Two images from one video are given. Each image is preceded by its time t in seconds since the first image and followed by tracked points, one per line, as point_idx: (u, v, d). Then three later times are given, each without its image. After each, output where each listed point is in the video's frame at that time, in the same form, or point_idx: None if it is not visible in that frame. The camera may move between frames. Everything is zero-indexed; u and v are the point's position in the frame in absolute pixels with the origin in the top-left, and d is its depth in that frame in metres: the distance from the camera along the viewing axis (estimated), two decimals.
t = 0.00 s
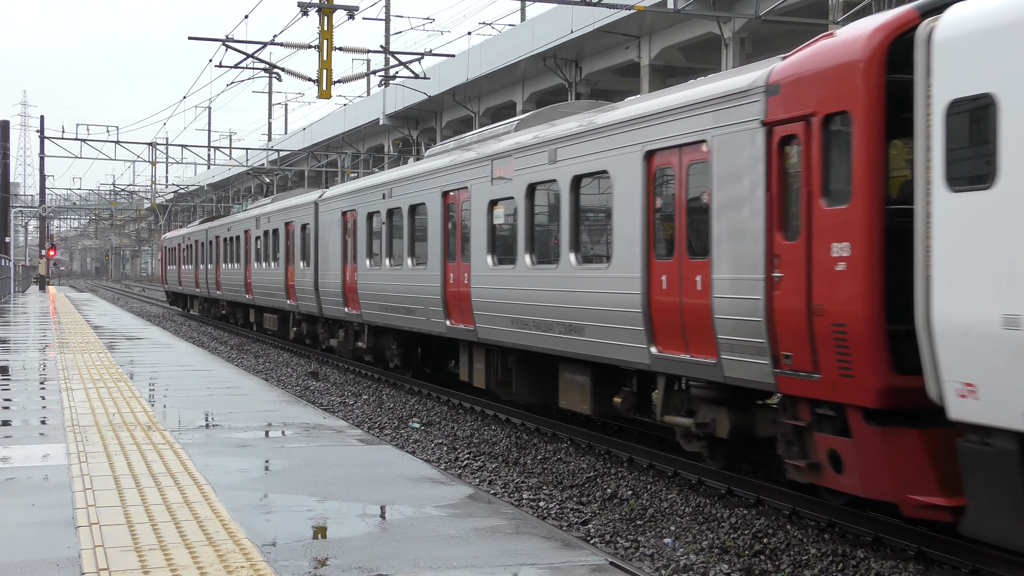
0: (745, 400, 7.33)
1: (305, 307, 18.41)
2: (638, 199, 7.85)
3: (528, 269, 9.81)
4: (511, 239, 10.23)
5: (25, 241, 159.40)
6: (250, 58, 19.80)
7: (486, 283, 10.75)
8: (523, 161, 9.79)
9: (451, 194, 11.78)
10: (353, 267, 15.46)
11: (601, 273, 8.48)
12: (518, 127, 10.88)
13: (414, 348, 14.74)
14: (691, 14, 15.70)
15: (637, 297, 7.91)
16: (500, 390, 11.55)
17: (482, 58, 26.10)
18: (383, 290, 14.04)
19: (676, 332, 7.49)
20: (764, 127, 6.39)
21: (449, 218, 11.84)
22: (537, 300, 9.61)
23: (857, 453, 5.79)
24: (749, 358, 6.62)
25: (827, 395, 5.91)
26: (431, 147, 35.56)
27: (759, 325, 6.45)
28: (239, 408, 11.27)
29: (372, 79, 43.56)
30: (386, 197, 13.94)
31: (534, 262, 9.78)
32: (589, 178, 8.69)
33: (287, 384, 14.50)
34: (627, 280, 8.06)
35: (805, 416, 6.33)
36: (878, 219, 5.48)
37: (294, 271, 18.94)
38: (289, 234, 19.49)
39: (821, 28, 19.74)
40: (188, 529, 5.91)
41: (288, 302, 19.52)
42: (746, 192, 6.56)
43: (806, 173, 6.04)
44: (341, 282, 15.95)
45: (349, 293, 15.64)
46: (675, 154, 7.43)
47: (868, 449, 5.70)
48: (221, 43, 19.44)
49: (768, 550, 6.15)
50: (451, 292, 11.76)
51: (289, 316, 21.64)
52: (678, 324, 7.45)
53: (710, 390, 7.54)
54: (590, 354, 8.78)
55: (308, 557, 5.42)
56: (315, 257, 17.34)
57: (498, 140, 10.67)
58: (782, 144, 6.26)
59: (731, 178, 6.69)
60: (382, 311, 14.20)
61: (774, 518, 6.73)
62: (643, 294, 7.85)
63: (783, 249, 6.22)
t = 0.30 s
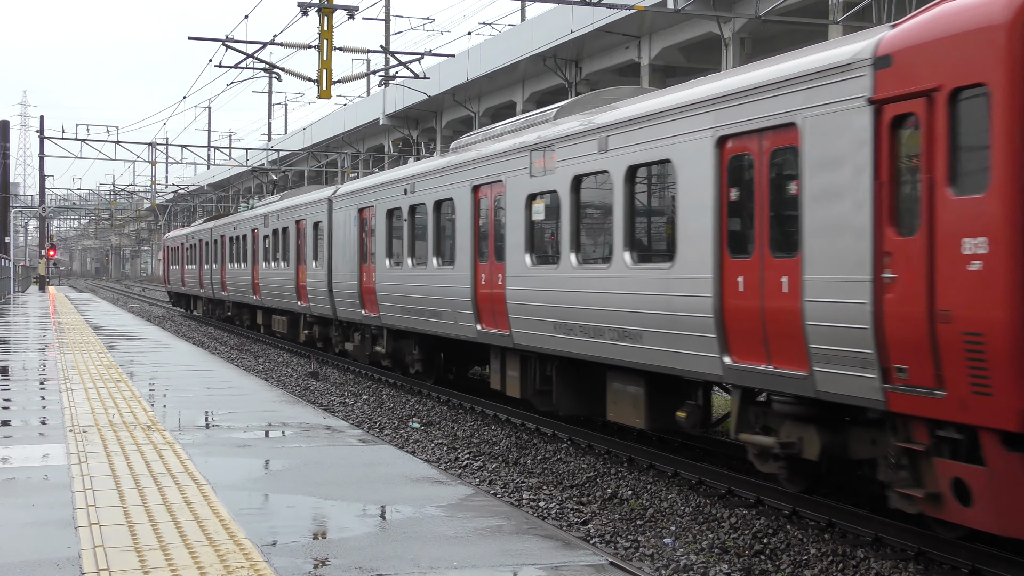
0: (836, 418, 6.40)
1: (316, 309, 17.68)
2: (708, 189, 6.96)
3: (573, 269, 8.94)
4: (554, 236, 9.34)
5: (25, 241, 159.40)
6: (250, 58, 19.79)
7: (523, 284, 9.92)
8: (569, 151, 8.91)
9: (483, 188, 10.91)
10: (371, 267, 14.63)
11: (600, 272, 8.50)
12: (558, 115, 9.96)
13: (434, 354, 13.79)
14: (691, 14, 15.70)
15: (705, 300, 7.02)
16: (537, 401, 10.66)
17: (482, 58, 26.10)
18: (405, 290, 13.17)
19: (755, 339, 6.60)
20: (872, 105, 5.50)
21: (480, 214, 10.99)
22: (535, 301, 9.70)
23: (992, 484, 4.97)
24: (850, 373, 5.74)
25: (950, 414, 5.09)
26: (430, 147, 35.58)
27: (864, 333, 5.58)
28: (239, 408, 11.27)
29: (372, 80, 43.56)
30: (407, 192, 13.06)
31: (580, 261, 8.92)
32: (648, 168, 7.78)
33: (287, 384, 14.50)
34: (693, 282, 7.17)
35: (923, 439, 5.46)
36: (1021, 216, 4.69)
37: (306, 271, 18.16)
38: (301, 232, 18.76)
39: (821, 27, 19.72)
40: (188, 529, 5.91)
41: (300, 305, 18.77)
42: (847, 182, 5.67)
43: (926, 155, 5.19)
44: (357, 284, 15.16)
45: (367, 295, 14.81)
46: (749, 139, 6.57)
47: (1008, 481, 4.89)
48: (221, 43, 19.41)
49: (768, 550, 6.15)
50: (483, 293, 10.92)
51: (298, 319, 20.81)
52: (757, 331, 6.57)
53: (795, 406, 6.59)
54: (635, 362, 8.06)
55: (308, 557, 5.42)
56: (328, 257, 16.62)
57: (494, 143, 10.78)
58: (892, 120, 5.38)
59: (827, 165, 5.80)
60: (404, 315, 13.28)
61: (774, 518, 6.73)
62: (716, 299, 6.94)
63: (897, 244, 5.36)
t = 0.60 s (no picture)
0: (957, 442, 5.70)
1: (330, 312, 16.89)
2: (799, 180, 6.20)
3: (627, 270, 8.13)
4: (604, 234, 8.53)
5: (26, 241, 159.54)
6: (250, 58, 19.79)
7: (566, 286, 9.11)
8: (625, 138, 8.08)
9: (518, 181, 10.05)
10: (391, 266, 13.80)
11: (600, 273, 8.55)
12: (605, 101, 9.15)
13: (461, 359, 13.02)
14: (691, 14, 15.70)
15: (795, 305, 6.26)
16: (582, 413, 9.97)
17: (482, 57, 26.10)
18: (431, 292, 12.36)
19: (857, 348, 5.87)
20: (1015, 75, 4.77)
21: (515, 210, 10.15)
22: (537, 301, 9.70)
23: None
24: (983, 390, 5.03)
25: None
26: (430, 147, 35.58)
27: (1007, 342, 4.84)
28: (239, 408, 11.27)
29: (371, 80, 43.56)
30: (433, 186, 12.17)
31: (635, 261, 8.12)
32: (722, 157, 6.99)
33: (287, 384, 14.50)
34: (779, 284, 6.41)
35: None
36: None
37: (318, 271, 17.35)
38: (312, 229, 17.92)
39: (821, 27, 19.73)
40: (188, 529, 5.91)
41: (312, 307, 17.94)
42: (979, 166, 4.95)
43: None
44: (375, 284, 14.34)
45: (387, 295, 13.98)
46: (850, 122, 5.84)
47: None
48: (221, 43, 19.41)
49: (767, 550, 6.15)
50: (518, 294, 10.10)
51: (309, 321, 19.92)
52: (859, 340, 5.83)
53: (904, 426, 5.86)
54: (636, 361, 8.09)
55: (308, 556, 5.42)
56: (344, 256, 15.75)
57: (494, 142, 10.70)
58: None
59: (959, 148, 5.07)
60: (425, 318, 12.59)
61: (774, 518, 6.73)
62: (806, 302, 6.18)
63: None
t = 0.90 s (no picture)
0: None
1: (345, 313, 15.99)
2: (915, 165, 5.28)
3: (693, 270, 7.20)
4: (666, 230, 7.58)
5: (26, 241, 160.00)
6: (250, 58, 19.78)
7: (619, 288, 8.16)
8: (689, 123, 7.14)
9: (561, 173, 9.12)
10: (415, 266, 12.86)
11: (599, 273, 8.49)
12: (658, 85, 8.32)
13: (487, 364, 12.13)
14: (691, 14, 15.69)
15: (796, 305, 6.17)
16: (633, 426, 8.83)
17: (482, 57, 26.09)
18: (459, 295, 11.37)
19: (988, 364, 4.98)
20: None
21: (557, 204, 9.23)
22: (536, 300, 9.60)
23: None
24: None
25: None
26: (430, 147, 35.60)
27: None
28: (240, 408, 11.28)
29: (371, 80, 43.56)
30: (461, 180, 11.24)
31: (702, 260, 7.18)
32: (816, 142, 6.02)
33: (287, 384, 14.50)
34: (887, 285, 5.47)
35: None
36: None
37: (331, 270, 16.42)
38: (327, 226, 16.97)
39: (821, 27, 19.72)
40: (188, 529, 5.91)
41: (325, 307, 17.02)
42: None
43: None
44: (396, 285, 13.46)
45: (409, 297, 13.05)
46: (982, 96, 4.94)
47: None
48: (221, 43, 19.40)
49: (767, 550, 6.15)
50: (561, 296, 9.18)
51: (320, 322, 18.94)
52: (992, 350, 4.92)
53: None
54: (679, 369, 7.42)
55: (309, 556, 5.42)
56: (362, 255, 14.85)
57: (496, 139, 10.56)
58: None
59: None
60: (451, 321, 11.66)
61: (774, 518, 6.73)
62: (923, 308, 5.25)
63: None
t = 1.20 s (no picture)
0: None
1: (362, 314, 15.14)
2: None
3: (773, 269, 6.38)
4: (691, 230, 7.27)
5: (26, 241, 160.12)
6: (250, 58, 19.77)
7: (658, 288, 7.58)
8: (770, 104, 6.34)
9: (609, 164, 8.25)
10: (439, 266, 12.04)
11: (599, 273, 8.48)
12: (724, 65, 7.48)
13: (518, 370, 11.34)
14: (691, 14, 15.69)
15: (794, 305, 6.17)
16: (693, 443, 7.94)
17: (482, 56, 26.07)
18: (465, 295, 11.18)
19: None
20: None
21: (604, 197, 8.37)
22: (535, 300, 9.57)
23: None
24: None
25: None
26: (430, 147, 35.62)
27: None
28: (240, 408, 11.28)
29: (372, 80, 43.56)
30: (490, 171, 10.42)
31: (782, 259, 6.37)
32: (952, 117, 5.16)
33: (287, 384, 14.50)
34: (897, 286, 5.43)
35: None
36: None
37: (345, 270, 15.69)
38: (339, 225, 16.21)
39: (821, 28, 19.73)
40: (188, 529, 5.91)
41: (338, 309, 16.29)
42: None
43: None
44: (418, 285, 12.60)
45: (433, 299, 12.24)
46: None
47: None
48: (221, 43, 19.39)
49: (767, 550, 6.15)
50: (610, 299, 8.31)
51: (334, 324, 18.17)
52: None
53: None
54: (686, 370, 7.38)
55: (308, 556, 5.42)
56: (379, 255, 14.07)
57: (495, 140, 10.57)
58: None
59: None
60: (480, 325, 10.88)
61: (774, 518, 6.73)
62: None
63: None
